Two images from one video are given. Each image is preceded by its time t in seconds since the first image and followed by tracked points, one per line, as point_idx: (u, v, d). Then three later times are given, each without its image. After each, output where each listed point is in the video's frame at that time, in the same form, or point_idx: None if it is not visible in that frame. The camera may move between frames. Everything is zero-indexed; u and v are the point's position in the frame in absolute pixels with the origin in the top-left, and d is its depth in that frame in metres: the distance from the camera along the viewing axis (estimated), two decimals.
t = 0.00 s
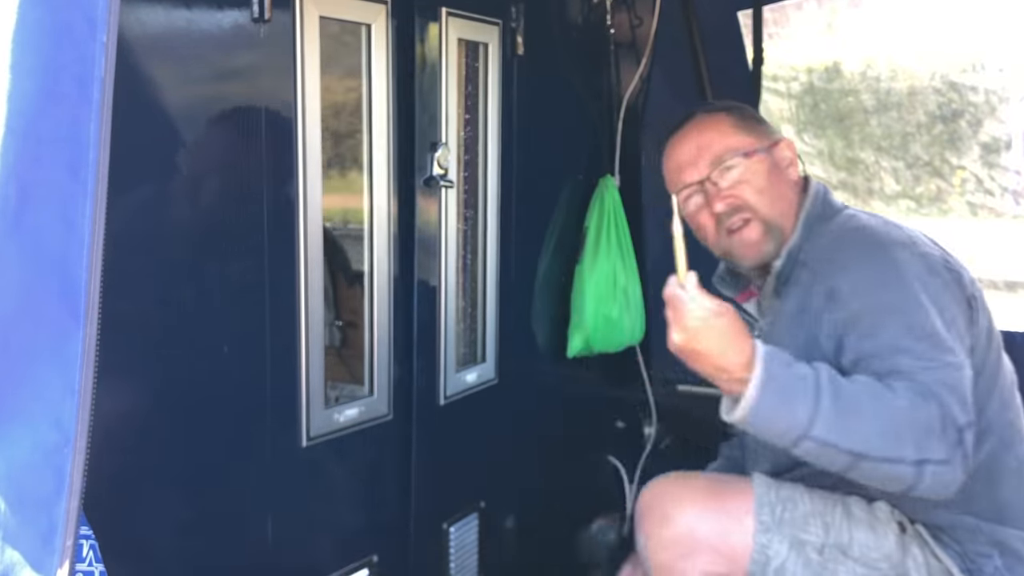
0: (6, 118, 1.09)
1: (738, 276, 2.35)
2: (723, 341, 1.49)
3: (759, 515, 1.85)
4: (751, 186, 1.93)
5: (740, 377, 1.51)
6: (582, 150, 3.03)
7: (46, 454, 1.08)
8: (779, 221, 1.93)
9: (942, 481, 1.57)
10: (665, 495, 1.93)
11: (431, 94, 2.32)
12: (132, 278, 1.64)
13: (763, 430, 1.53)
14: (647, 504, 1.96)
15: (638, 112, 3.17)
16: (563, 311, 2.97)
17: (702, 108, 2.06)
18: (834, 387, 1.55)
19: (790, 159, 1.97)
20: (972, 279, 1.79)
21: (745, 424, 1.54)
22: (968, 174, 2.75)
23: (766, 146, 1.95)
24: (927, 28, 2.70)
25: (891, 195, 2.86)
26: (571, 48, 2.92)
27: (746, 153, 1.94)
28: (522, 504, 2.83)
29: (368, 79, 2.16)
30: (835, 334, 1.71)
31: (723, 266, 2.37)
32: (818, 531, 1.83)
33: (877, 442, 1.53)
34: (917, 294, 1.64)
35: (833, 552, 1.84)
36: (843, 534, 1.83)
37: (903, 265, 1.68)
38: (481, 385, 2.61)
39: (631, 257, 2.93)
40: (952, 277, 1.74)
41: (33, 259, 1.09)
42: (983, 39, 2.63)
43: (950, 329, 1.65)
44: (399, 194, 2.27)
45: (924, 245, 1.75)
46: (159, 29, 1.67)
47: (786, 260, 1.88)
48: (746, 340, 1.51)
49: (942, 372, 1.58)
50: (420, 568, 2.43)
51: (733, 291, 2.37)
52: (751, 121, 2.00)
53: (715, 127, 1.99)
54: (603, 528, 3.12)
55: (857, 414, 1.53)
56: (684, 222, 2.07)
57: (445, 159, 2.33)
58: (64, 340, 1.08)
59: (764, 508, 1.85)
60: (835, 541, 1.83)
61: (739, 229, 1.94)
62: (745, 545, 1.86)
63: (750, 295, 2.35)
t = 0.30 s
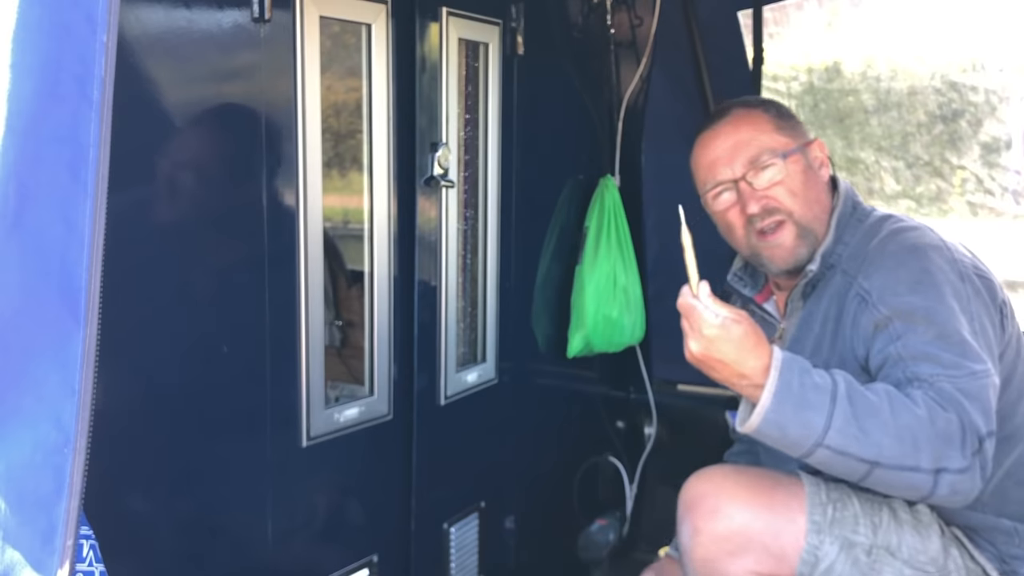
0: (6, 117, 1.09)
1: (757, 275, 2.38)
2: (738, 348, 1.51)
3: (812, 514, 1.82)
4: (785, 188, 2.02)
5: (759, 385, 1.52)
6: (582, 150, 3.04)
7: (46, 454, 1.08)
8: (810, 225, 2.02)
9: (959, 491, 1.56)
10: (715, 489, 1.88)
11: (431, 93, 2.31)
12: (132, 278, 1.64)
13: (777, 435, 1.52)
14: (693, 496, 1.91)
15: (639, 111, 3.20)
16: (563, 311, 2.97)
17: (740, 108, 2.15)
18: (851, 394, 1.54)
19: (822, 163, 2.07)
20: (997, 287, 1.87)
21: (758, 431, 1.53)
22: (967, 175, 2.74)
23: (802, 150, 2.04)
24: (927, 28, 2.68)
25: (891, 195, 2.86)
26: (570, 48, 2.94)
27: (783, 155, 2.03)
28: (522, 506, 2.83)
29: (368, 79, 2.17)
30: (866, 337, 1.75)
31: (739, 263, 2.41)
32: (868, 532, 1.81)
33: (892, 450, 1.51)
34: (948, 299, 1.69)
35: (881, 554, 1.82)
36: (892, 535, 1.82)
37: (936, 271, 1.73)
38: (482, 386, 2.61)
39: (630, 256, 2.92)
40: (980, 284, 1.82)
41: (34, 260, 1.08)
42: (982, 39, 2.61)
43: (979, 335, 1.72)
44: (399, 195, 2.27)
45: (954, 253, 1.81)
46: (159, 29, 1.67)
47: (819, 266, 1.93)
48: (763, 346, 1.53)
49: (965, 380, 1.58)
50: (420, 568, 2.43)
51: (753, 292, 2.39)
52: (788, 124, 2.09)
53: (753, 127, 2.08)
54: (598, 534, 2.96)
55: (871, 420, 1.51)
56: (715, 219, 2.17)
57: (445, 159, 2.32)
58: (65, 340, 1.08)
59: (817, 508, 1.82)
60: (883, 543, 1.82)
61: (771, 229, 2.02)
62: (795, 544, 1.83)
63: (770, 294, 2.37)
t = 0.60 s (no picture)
0: (6, 117, 1.09)
1: (759, 274, 2.39)
2: (745, 343, 1.50)
3: (814, 518, 1.81)
4: (790, 187, 2.02)
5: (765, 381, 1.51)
6: (582, 150, 3.04)
7: (46, 454, 1.08)
8: (813, 225, 2.02)
9: (963, 493, 1.56)
10: (717, 492, 1.89)
11: (431, 93, 2.31)
12: (132, 278, 1.64)
13: (781, 432, 1.52)
14: (696, 499, 1.91)
15: (639, 111, 3.20)
16: (562, 311, 2.97)
17: (747, 104, 2.15)
18: (858, 394, 1.53)
19: (827, 162, 2.07)
20: (1002, 289, 1.87)
21: (762, 428, 1.53)
22: (967, 175, 2.74)
23: (807, 150, 2.04)
24: (927, 28, 2.67)
25: (891, 195, 2.87)
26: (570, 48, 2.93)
27: (788, 154, 2.03)
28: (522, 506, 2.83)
29: (368, 78, 2.17)
30: (870, 337, 1.76)
31: (742, 263, 2.41)
32: (870, 536, 1.81)
33: (896, 449, 1.51)
34: (953, 299, 1.69)
35: (883, 558, 1.82)
36: (894, 539, 1.82)
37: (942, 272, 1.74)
38: (482, 386, 2.61)
39: (629, 256, 2.93)
40: (985, 286, 1.82)
41: (34, 259, 1.08)
42: (982, 39, 2.61)
43: (984, 336, 1.72)
44: (399, 194, 2.27)
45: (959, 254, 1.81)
46: (159, 29, 1.67)
47: (822, 266, 1.95)
48: (770, 342, 1.52)
49: (969, 381, 1.58)
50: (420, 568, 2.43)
51: (755, 290, 2.39)
52: (794, 122, 2.09)
53: (760, 125, 2.08)
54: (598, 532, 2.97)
55: (876, 419, 1.51)
56: (719, 217, 2.18)
57: (445, 159, 2.32)
58: (65, 340, 1.08)
59: (819, 511, 1.82)
60: (886, 547, 1.81)
61: (775, 228, 2.03)
62: (797, 549, 1.83)
63: (772, 294, 2.37)
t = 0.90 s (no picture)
0: (6, 117, 1.09)
1: (756, 277, 2.39)
2: (748, 344, 1.49)
3: (817, 530, 1.81)
4: (787, 190, 2.02)
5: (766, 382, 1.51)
6: (581, 150, 3.03)
7: (46, 454, 1.08)
8: (810, 228, 2.02)
9: (966, 497, 1.55)
10: (718, 503, 1.89)
11: (431, 93, 2.31)
12: (132, 278, 1.64)
13: (784, 435, 1.51)
14: (698, 508, 1.91)
15: (639, 112, 3.20)
16: (562, 311, 2.97)
17: (745, 104, 2.14)
18: (861, 396, 1.53)
19: (825, 163, 2.07)
20: (1004, 292, 1.87)
21: (763, 430, 1.52)
22: (967, 175, 2.74)
23: (805, 151, 2.04)
24: (926, 28, 2.67)
25: (891, 195, 2.86)
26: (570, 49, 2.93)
27: (786, 157, 2.02)
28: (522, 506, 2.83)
29: (368, 78, 2.17)
30: (872, 341, 1.76)
31: (737, 265, 2.41)
32: (872, 547, 1.80)
33: (899, 452, 1.51)
34: (955, 302, 1.69)
35: (885, 568, 1.82)
36: (897, 550, 1.81)
37: (944, 274, 1.74)
38: (482, 386, 2.61)
39: (629, 256, 2.93)
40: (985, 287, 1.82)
41: (34, 259, 1.08)
42: (982, 39, 2.61)
43: (986, 340, 1.72)
44: (399, 194, 2.27)
45: (961, 256, 1.81)
46: (159, 29, 1.67)
47: (821, 268, 1.96)
48: (773, 342, 1.51)
49: (972, 383, 1.59)
50: (420, 568, 2.43)
51: (750, 294, 2.40)
52: (792, 123, 2.08)
53: (758, 126, 2.08)
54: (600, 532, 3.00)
55: (879, 421, 1.51)
56: (715, 218, 2.17)
57: (445, 159, 2.32)
58: (65, 340, 1.08)
59: (821, 523, 1.82)
60: (888, 557, 1.81)
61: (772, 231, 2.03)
62: (800, 560, 1.83)
63: (769, 296, 2.37)
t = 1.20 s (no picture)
0: (7, 117, 1.10)
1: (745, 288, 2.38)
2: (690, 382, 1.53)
3: (793, 542, 1.69)
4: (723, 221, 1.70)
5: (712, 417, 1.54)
6: (582, 148, 3.02)
7: (46, 454, 1.08)
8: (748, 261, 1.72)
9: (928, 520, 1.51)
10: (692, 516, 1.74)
11: (431, 93, 2.31)
12: (132, 278, 1.64)
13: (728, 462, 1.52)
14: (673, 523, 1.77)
15: (639, 112, 3.14)
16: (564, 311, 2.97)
17: (716, 108, 1.79)
18: (810, 424, 1.51)
19: (774, 192, 1.70)
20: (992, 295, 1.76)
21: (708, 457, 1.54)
22: (967, 175, 2.75)
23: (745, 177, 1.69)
24: (926, 28, 2.69)
25: (891, 195, 2.86)
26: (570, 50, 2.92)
27: (720, 182, 1.70)
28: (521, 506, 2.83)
29: (368, 78, 2.16)
30: (841, 362, 1.64)
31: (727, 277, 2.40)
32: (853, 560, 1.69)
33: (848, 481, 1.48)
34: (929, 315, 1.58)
35: None
36: (877, 562, 1.70)
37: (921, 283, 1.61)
38: (481, 386, 2.61)
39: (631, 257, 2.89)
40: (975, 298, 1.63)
41: (33, 259, 1.09)
42: (982, 40, 2.64)
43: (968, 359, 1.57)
44: (399, 194, 2.27)
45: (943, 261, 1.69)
46: (159, 29, 1.67)
47: (796, 278, 1.78)
48: (722, 374, 1.54)
49: (942, 407, 1.49)
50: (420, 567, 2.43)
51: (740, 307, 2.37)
52: (749, 141, 1.71)
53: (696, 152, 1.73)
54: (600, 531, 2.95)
55: (829, 450, 1.48)
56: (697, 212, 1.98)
57: (445, 159, 2.32)
58: (65, 340, 1.08)
59: (797, 534, 1.69)
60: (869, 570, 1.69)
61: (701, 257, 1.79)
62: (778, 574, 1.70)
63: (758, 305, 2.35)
